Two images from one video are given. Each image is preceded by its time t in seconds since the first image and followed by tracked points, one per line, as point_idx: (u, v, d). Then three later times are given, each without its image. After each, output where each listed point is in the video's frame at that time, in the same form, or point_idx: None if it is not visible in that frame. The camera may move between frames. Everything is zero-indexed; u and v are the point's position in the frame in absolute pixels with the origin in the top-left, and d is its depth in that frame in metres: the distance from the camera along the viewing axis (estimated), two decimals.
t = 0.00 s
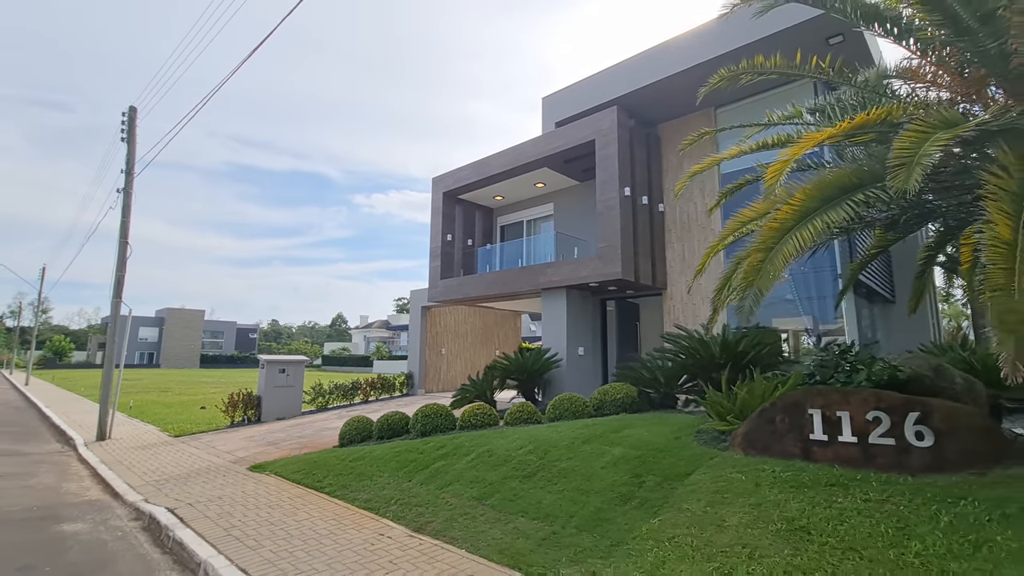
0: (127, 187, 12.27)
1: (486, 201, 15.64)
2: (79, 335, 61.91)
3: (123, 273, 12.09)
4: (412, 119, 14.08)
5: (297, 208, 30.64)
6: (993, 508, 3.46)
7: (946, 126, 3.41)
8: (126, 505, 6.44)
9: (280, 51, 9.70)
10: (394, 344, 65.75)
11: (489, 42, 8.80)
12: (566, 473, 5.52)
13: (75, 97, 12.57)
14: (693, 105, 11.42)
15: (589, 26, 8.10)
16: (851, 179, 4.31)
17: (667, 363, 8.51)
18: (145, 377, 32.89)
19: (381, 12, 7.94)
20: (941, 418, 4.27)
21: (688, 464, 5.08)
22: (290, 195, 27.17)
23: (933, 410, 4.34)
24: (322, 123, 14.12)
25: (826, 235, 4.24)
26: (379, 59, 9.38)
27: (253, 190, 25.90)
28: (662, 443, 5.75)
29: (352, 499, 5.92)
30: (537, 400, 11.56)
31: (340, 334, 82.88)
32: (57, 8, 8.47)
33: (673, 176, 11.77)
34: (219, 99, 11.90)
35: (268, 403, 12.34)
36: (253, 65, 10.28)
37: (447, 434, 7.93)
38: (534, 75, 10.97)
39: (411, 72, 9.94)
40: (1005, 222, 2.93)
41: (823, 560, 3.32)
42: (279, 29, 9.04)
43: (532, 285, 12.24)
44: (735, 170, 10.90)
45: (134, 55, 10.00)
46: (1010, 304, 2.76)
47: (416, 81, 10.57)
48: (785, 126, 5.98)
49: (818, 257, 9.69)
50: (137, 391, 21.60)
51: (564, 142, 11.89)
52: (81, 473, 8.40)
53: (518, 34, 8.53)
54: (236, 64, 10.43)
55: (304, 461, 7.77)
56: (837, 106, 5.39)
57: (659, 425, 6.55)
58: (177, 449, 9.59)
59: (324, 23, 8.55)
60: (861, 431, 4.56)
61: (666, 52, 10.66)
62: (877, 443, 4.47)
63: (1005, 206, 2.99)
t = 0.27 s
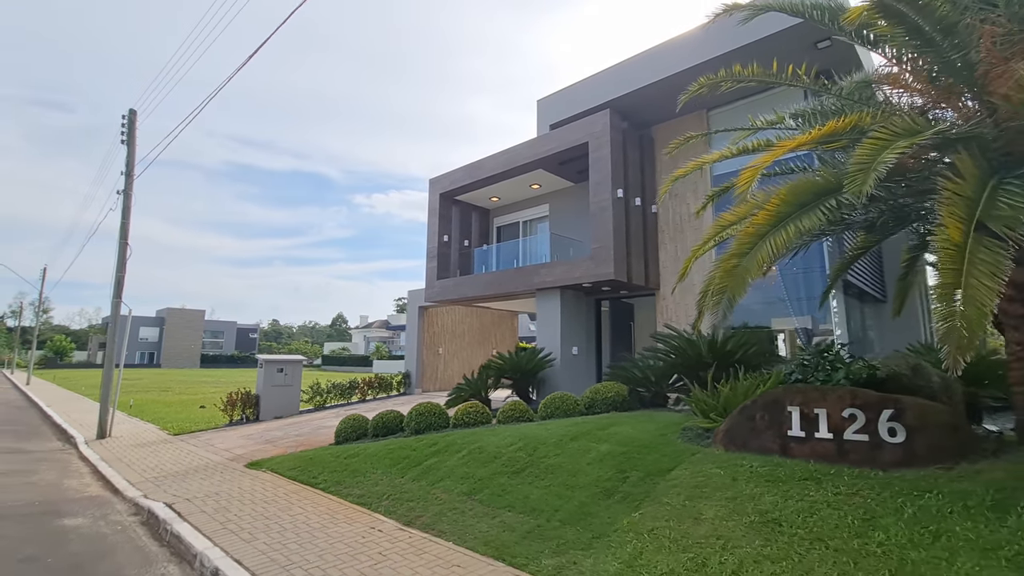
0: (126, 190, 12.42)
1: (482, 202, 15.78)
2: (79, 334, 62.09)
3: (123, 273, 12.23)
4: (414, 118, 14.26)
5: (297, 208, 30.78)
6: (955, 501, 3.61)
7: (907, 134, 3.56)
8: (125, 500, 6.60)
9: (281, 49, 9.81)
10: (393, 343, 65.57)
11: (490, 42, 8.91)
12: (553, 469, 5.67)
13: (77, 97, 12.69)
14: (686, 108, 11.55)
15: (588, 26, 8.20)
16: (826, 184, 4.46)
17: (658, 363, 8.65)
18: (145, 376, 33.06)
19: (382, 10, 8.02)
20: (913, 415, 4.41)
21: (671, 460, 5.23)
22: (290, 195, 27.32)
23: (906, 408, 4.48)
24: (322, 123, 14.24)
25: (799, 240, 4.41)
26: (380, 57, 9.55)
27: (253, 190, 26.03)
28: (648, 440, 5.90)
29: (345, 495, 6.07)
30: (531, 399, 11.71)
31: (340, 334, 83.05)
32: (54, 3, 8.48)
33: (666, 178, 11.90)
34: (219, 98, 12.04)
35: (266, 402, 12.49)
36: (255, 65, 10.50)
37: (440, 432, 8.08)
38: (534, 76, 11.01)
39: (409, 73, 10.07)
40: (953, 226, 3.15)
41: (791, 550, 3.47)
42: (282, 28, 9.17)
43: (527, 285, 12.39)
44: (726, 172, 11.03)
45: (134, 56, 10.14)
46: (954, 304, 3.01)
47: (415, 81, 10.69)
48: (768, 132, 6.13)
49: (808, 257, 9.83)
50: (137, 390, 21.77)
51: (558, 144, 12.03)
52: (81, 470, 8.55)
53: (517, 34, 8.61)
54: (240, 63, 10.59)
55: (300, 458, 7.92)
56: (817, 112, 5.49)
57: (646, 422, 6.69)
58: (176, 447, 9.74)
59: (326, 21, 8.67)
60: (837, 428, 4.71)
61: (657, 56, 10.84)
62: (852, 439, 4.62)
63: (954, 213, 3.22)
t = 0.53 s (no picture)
0: (127, 192, 12.58)
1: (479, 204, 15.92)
2: (81, 335, 62.32)
3: (124, 274, 12.38)
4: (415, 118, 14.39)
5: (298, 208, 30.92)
6: (926, 497, 3.74)
7: (877, 146, 3.71)
8: (126, 498, 6.75)
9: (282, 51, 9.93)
10: (394, 344, 65.91)
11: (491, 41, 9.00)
12: (544, 467, 5.81)
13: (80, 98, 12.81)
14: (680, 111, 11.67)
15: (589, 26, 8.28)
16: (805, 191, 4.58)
17: (651, 363, 8.76)
18: (146, 376, 33.24)
19: (383, 9, 8.10)
20: (891, 415, 4.54)
21: (657, 459, 5.36)
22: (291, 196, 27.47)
23: (884, 408, 4.61)
24: (322, 123, 14.36)
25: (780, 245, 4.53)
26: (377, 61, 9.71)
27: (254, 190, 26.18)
28: (636, 439, 6.04)
29: (341, 493, 6.21)
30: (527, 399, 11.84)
31: (340, 334, 83.22)
32: (57, 9, 8.68)
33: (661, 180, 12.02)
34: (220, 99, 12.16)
35: (265, 402, 12.64)
36: (255, 68, 10.65)
37: (436, 431, 8.22)
38: (532, 77, 11.10)
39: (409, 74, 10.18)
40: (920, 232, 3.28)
41: (766, 545, 3.61)
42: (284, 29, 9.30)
43: (523, 287, 12.53)
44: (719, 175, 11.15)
45: (135, 60, 10.30)
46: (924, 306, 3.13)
47: (414, 82, 10.79)
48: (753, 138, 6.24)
49: (799, 261, 9.88)
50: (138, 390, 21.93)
51: (553, 147, 12.18)
52: (83, 469, 8.69)
53: (517, 34, 8.71)
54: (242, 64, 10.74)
55: (298, 457, 8.06)
56: (801, 118, 5.58)
57: (636, 422, 6.83)
58: (177, 446, 9.89)
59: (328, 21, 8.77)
60: (817, 427, 4.84)
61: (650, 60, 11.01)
62: (832, 438, 4.75)
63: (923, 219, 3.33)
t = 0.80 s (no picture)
0: (130, 195, 12.75)
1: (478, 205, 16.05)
2: (82, 335, 62.54)
3: (127, 275, 12.53)
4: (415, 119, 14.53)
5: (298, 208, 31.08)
6: (899, 492, 3.89)
7: (851, 155, 3.89)
8: (129, 495, 6.91)
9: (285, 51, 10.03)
10: (394, 344, 66.07)
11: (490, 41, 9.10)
12: (536, 465, 5.95)
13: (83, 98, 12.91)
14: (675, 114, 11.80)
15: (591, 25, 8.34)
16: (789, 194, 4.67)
17: (645, 363, 8.89)
18: (148, 376, 33.44)
19: (385, 8, 8.19)
20: (871, 413, 4.68)
21: (645, 457, 5.51)
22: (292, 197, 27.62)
23: (865, 407, 4.76)
24: (323, 123, 14.46)
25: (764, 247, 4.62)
26: (376, 63, 9.84)
27: (255, 190, 26.32)
28: (626, 437, 6.18)
29: (339, 490, 6.37)
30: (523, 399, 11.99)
31: (341, 334, 83.42)
32: (58, 7, 8.73)
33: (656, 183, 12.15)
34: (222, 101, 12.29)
35: (266, 402, 12.79)
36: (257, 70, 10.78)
37: (432, 430, 8.37)
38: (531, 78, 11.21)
39: (410, 74, 10.27)
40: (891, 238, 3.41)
41: (745, 538, 3.76)
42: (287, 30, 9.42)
43: (520, 288, 12.69)
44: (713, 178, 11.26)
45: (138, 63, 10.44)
46: (895, 310, 3.27)
47: (414, 83, 10.88)
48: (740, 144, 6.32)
49: (790, 261, 10.12)
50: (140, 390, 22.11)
51: (550, 150, 12.33)
52: (86, 467, 8.84)
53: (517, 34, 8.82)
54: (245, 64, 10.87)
55: (297, 455, 8.21)
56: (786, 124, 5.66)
57: (628, 421, 6.97)
58: (178, 445, 10.04)
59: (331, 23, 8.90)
60: (800, 425, 5.00)
61: (644, 64, 11.17)
62: (813, 436, 4.90)
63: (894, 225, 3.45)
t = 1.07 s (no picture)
0: (132, 197, 12.92)
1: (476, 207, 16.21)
2: (83, 335, 62.76)
3: (129, 276, 12.70)
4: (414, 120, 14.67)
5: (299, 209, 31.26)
6: (873, 488, 4.06)
7: (826, 164, 4.08)
8: (133, 492, 7.08)
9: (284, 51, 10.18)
10: (394, 344, 66.23)
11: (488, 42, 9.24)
12: (529, 462, 6.11)
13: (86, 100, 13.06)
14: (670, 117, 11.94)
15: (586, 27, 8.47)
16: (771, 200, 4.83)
17: (638, 363, 9.04)
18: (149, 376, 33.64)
19: (384, 10, 8.33)
20: (851, 412, 4.84)
21: (635, 454, 5.67)
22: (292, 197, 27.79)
23: (846, 406, 4.92)
24: (323, 123, 14.61)
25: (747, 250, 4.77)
26: (375, 62, 9.99)
27: (255, 191, 26.49)
28: (617, 435, 6.34)
29: (338, 486, 6.53)
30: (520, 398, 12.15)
31: (341, 334, 83.61)
32: (58, 7, 8.86)
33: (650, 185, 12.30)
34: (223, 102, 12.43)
35: (266, 401, 12.96)
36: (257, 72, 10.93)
37: (430, 429, 8.54)
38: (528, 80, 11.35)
39: (409, 73, 10.40)
40: (858, 246, 3.58)
41: (725, 531, 3.93)
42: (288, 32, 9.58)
43: (517, 289, 12.86)
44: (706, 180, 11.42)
45: (139, 65, 10.59)
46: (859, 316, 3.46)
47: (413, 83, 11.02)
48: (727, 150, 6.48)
49: (783, 262, 10.21)
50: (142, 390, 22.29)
51: (546, 153, 12.50)
52: (90, 465, 9.02)
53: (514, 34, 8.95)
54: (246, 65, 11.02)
55: (297, 453, 8.38)
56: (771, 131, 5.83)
57: (619, 419, 7.12)
58: (180, 444, 10.21)
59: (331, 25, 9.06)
60: (783, 423, 5.15)
61: (637, 69, 11.34)
62: (796, 434, 5.06)
63: (862, 234, 3.61)
